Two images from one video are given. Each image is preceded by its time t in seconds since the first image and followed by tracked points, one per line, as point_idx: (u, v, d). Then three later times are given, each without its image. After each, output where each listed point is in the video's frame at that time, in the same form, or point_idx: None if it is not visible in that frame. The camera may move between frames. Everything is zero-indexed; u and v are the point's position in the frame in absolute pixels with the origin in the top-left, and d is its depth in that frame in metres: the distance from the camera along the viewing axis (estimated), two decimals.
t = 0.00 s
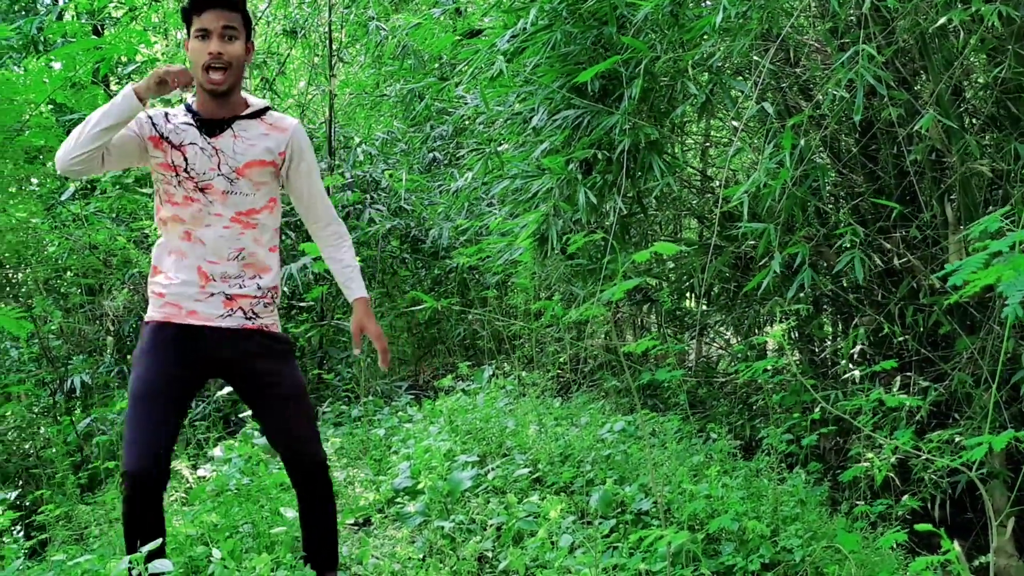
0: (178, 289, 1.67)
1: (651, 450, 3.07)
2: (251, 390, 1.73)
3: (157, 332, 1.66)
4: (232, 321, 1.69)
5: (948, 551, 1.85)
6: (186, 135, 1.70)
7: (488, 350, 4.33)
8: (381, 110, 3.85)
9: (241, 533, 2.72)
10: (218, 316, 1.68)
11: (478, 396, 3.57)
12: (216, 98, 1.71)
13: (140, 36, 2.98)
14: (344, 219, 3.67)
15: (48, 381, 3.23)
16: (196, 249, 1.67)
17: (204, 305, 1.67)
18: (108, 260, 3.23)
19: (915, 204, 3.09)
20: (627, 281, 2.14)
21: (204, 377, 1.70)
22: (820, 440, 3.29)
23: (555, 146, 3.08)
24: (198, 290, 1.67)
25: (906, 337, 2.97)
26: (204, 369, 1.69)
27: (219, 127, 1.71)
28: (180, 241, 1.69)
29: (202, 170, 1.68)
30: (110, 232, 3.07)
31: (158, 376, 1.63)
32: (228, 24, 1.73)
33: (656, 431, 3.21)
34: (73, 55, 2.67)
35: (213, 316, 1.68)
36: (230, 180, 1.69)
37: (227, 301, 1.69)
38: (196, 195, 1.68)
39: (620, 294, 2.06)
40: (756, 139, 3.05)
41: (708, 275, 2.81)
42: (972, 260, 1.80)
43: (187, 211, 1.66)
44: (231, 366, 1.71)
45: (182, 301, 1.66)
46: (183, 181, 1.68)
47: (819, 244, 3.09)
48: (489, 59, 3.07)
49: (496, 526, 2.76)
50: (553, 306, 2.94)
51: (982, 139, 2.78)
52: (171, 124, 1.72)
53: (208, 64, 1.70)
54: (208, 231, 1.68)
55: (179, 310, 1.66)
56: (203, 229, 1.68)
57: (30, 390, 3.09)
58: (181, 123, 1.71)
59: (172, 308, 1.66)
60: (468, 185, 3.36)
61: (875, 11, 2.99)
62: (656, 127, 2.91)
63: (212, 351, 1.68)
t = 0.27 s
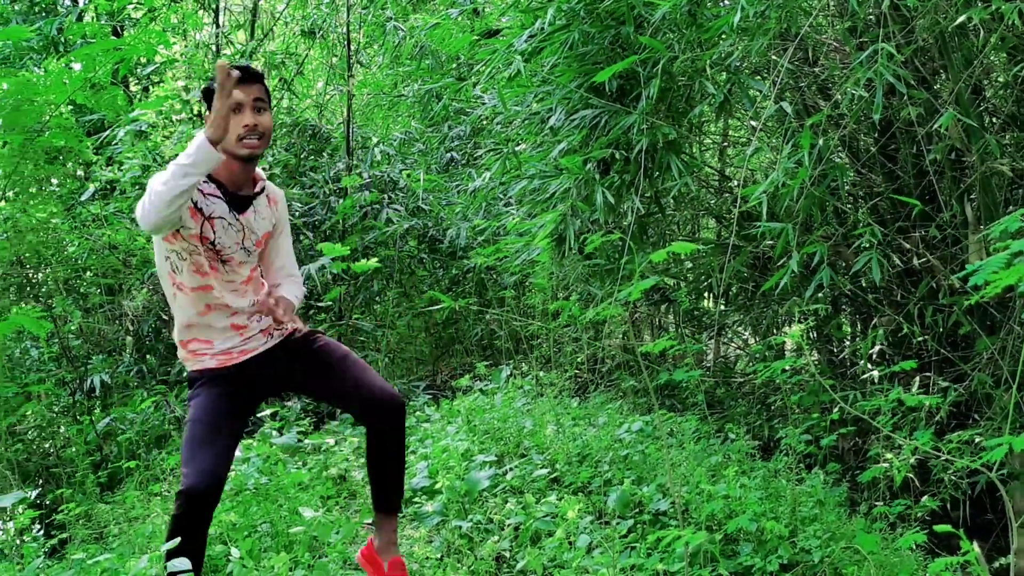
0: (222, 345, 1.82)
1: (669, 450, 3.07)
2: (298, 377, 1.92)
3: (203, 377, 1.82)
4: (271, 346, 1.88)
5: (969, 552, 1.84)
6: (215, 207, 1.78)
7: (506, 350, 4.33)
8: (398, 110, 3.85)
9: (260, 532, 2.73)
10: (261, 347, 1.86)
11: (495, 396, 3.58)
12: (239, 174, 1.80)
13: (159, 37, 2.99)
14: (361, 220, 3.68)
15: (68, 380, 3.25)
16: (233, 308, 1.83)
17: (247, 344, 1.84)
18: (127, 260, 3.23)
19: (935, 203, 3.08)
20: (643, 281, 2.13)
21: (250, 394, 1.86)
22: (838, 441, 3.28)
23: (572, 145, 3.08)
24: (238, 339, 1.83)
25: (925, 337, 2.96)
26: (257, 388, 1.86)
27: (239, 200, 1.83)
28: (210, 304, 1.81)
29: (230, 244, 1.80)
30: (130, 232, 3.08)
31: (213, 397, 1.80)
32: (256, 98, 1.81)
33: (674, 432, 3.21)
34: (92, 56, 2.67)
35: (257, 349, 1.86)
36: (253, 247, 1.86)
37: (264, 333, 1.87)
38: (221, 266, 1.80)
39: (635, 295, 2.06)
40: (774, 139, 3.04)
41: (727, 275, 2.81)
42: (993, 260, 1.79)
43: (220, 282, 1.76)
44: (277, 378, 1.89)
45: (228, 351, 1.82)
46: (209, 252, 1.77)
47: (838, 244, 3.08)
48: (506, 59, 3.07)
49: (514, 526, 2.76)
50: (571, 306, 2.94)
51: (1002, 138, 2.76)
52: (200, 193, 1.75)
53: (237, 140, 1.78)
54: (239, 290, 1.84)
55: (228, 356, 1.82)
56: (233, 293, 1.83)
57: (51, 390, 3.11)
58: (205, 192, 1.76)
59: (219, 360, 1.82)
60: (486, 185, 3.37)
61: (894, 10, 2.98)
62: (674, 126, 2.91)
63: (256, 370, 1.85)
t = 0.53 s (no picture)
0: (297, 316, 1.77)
1: (687, 450, 3.07)
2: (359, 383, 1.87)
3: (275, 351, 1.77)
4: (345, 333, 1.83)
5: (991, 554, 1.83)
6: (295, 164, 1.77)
7: (524, 350, 4.32)
8: (416, 110, 3.86)
9: (278, 531, 2.73)
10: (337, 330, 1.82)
11: (514, 396, 3.58)
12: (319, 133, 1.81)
13: (179, 38, 3.01)
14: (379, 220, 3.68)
15: (88, 379, 3.27)
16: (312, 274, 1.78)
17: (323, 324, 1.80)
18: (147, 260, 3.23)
19: (955, 203, 3.06)
20: (661, 282, 2.12)
21: (312, 384, 1.82)
22: (858, 441, 3.27)
23: (591, 145, 3.08)
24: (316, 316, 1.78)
25: (946, 337, 2.95)
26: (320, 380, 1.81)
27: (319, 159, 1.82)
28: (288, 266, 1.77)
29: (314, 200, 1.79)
30: (151, 233, 3.06)
31: (276, 381, 1.77)
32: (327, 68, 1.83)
33: (693, 432, 3.21)
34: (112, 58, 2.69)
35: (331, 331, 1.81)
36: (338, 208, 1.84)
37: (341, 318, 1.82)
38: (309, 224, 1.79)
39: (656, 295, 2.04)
40: (794, 138, 3.03)
41: (746, 275, 2.80)
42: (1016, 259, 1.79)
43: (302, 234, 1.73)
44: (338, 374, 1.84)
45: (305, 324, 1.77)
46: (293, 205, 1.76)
47: (857, 244, 3.07)
48: (525, 59, 3.08)
49: (532, 526, 2.76)
50: (589, 306, 2.94)
51: (1023, 137, 2.74)
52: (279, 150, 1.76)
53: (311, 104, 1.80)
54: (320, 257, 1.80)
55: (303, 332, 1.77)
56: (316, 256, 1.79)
57: (71, 389, 3.13)
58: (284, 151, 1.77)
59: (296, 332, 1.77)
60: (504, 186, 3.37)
61: (915, 9, 2.96)
62: (693, 126, 2.90)
63: (323, 360, 1.80)
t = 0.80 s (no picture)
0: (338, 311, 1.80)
1: (708, 450, 3.06)
2: (396, 389, 1.85)
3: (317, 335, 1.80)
4: (384, 338, 1.80)
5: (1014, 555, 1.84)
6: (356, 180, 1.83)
7: (546, 350, 4.32)
8: (438, 110, 3.86)
9: (300, 530, 2.73)
10: (372, 333, 1.80)
11: (535, 396, 3.58)
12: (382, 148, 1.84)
13: (201, 39, 3.03)
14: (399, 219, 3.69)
15: (111, 379, 3.30)
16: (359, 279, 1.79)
17: (361, 324, 1.80)
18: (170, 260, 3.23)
19: (979, 202, 3.05)
20: (684, 282, 2.10)
21: (350, 375, 1.81)
22: (880, 442, 3.26)
23: (612, 145, 3.09)
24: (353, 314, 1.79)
25: (969, 337, 2.93)
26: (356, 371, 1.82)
27: (385, 175, 1.84)
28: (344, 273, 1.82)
29: (369, 214, 1.81)
30: (174, 234, 3.04)
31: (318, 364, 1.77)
32: (388, 78, 1.86)
33: (714, 432, 3.20)
34: (135, 60, 2.74)
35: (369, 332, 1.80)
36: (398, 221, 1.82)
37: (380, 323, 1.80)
38: (365, 236, 1.81)
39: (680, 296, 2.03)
40: (816, 138, 3.02)
41: (768, 275, 2.80)
42: None
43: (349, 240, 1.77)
44: (377, 371, 1.83)
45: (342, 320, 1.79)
46: (350, 221, 1.83)
47: (880, 244, 3.07)
48: (546, 59, 3.09)
49: (553, 526, 2.76)
50: (610, 306, 2.94)
51: None
52: (341, 171, 1.85)
53: (374, 116, 1.86)
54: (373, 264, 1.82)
55: (340, 326, 1.80)
56: (369, 265, 1.80)
57: (94, 389, 3.16)
58: (349, 170, 1.86)
59: (334, 324, 1.80)
60: (525, 185, 3.37)
61: (940, 7, 2.94)
62: (715, 125, 2.89)
63: (362, 355, 1.80)
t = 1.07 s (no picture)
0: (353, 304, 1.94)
1: (731, 450, 3.06)
2: (407, 386, 1.92)
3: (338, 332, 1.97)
4: (388, 331, 1.89)
5: None
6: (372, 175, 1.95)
7: (568, 350, 4.32)
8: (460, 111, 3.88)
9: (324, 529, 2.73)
10: (379, 325, 1.90)
11: (557, 396, 3.58)
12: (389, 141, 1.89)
13: (225, 40, 3.05)
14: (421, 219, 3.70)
15: (136, 378, 3.34)
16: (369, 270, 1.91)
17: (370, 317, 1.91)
18: (194, 260, 3.27)
19: (1004, 202, 3.02)
20: (707, 282, 2.08)
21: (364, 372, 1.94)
22: (905, 443, 3.24)
23: (634, 145, 3.08)
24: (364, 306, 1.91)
25: (994, 338, 2.90)
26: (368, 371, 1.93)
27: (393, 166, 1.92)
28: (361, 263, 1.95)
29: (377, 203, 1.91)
30: (197, 234, 3.10)
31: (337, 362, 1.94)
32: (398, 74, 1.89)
33: (737, 432, 3.20)
34: (159, 61, 2.77)
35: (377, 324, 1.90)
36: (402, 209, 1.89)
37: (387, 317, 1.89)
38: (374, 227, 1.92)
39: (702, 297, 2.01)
40: (840, 137, 3.01)
41: (791, 275, 2.79)
42: None
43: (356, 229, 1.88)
44: (388, 369, 1.93)
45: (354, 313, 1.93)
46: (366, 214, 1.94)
47: (904, 244, 3.05)
48: (568, 59, 3.09)
49: (575, 526, 2.76)
50: (632, 306, 2.94)
51: None
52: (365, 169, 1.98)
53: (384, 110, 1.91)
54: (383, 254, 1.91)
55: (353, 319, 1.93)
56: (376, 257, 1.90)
57: (119, 388, 3.19)
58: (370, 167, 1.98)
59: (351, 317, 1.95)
60: (547, 185, 3.38)
61: (964, 6, 2.92)
62: (737, 125, 2.89)
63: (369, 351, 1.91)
